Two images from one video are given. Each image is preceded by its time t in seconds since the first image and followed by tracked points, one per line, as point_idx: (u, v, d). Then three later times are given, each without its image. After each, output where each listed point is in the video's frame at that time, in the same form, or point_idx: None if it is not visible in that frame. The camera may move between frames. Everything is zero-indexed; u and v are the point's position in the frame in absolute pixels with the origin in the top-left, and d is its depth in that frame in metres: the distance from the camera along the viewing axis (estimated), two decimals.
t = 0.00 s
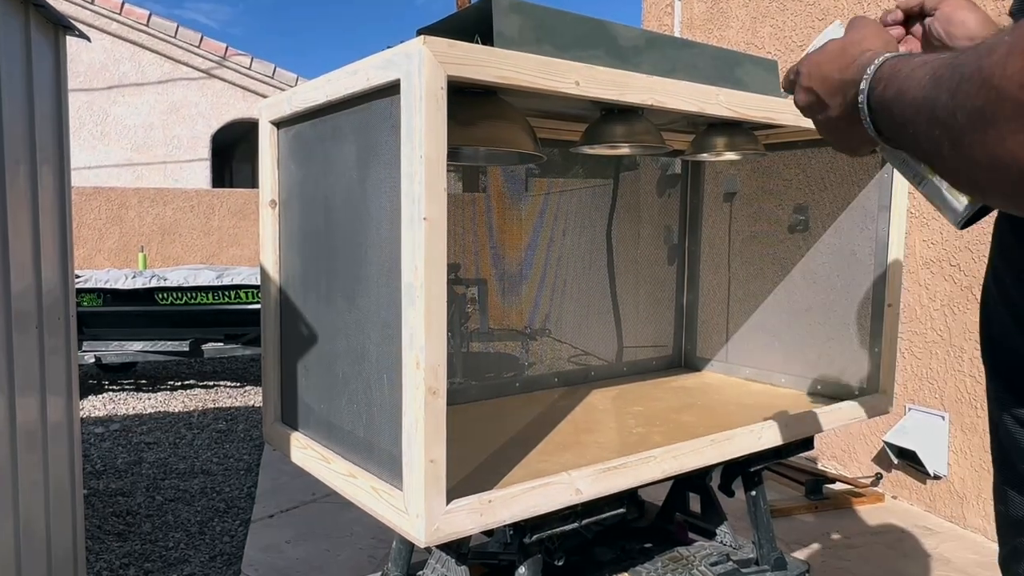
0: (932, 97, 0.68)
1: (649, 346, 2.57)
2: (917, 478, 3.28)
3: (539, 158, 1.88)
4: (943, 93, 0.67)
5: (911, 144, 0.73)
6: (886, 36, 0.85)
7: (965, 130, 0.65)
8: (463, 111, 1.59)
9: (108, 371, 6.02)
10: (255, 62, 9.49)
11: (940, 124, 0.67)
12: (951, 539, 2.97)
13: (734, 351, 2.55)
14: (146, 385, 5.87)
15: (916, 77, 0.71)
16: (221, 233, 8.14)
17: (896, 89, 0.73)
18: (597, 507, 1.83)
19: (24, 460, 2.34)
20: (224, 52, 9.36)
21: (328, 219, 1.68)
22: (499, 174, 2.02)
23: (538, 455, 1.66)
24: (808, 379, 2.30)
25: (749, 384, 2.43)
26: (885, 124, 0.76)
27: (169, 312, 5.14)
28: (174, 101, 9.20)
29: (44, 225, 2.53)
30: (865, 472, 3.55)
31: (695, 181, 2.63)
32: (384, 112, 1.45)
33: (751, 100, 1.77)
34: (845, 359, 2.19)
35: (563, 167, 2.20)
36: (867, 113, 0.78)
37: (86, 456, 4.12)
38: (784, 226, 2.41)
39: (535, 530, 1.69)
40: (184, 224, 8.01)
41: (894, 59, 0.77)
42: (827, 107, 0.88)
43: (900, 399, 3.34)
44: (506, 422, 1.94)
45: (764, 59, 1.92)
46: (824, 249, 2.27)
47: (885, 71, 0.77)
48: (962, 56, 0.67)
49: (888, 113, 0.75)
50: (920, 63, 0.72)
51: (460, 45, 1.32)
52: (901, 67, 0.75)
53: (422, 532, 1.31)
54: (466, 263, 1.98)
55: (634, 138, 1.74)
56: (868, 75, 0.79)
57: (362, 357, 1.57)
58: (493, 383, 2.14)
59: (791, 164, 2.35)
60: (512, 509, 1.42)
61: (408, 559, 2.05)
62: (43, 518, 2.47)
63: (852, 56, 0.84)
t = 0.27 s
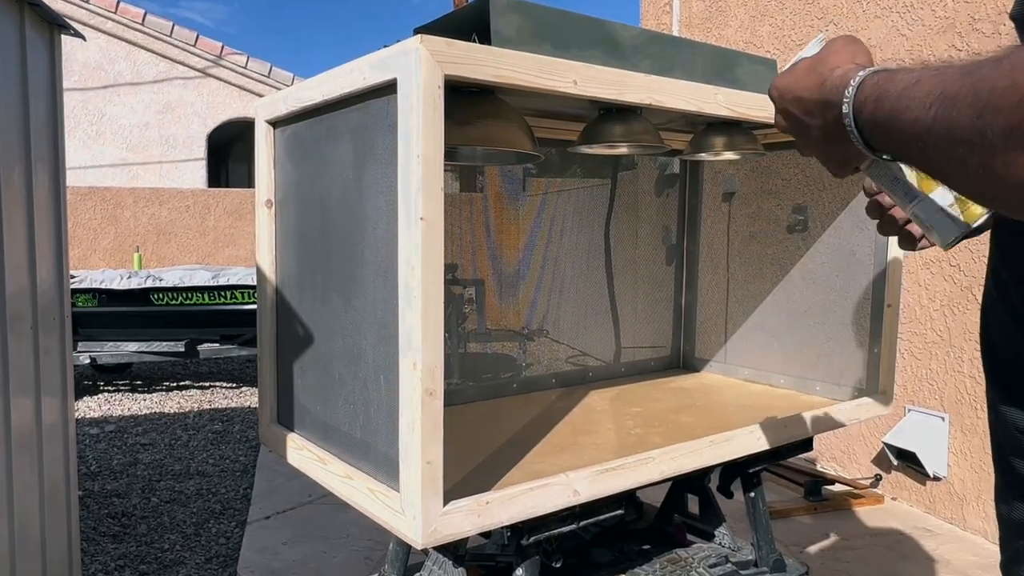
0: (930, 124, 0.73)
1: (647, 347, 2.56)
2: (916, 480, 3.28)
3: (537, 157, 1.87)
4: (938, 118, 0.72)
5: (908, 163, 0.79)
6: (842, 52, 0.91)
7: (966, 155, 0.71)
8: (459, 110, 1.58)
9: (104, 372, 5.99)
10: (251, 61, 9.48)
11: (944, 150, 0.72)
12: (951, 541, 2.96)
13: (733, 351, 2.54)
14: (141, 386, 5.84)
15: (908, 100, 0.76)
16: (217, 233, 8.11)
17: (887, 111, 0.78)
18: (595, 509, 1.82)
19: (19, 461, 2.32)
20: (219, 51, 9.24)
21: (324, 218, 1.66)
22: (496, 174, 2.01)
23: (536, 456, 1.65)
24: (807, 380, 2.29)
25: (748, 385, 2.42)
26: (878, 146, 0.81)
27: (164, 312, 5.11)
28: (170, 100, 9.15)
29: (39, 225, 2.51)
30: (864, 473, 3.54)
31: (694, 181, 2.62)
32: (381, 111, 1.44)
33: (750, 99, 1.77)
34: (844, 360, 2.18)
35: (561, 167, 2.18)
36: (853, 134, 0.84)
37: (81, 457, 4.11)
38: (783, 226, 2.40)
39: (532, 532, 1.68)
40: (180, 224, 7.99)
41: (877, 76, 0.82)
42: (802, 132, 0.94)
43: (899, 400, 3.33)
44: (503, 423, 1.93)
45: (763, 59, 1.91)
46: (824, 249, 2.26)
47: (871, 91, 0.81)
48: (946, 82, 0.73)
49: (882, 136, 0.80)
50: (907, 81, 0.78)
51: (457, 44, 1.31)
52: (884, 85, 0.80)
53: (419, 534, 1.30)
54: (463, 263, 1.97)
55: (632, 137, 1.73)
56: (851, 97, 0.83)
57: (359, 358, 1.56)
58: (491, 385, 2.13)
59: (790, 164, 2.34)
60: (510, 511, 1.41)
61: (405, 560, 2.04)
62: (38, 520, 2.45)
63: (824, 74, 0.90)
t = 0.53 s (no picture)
0: (906, 124, 0.80)
1: (645, 347, 2.55)
2: (917, 481, 3.27)
3: (534, 157, 1.85)
4: (915, 117, 0.79)
5: (869, 164, 0.83)
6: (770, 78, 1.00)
7: (946, 149, 0.76)
8: (456, 108, 1.56)
9: (98, 372, 5.97)
10: (247, 60, 9.50)
11: (934, 147, 0.77)
12: (951, 543, 2.95)
13: (731, 352, 2.52)
14: (136, 387, 5.81)
15: (888, 105, 0.82)
16: (212, 233, 8.08)
17: (861, 115, 0.85)
18: (592, 511, 1.81)
19: (12, 463, 2.31)
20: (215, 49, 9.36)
21: (320, 218, 1.65)
22: (493, 173, 1.99)
23: (533, 458, 1.63)
24: (806, 381, 2.27)
25: (746, 386, 2.40)
26: (842, 146, 0.85)
27: (159, 312, 5.08)
28: (165, 99, 9.26)
29: (33, 224, 2.50)
30: (863, 475, 3.53)
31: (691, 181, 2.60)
32: (377, 110, 1.43)
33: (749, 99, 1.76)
34: (843, 360, 2.17)
35: (559, 167, 2.17)
36: (813, 137, 0.88)
37: (75, 459, 4.08)
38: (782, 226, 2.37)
39: (529, 534, 1.67)
40: (175, 224, 7.96)
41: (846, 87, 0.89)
42: (732, 140, 0.99)
43: (899, 401, 3.32)
44: (500, 424, 1.91)
45: (761, 58, 1.91)
46: (822, 249, 2.25)
47: (838, 99, 0.88)
48: (921, 93, 0.81)
49: (850, 137, 0.85)
50: (875, 96, 0.85)
51: (454, 42, 1.30)
52: (852, 97, 0.87)
53: (415, 535, 1.29)
54: (460, 263, 1.96)
55: (630, 137, 1.71)
56: (819, 100, 0.89)
57: (355, 358, 1.54)
58: (487, 386, 2.12)
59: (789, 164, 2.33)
60: (507, 513, 1.40)
61: (402, 562, 2.02)
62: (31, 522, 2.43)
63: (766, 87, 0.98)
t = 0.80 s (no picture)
0: (836, 116, 0.87)
1: (643, 348, 2.54)
2: (916, 483, 3.26)
3: (531, 156, 1.84)
4: (846, 111, 0.86)
5: (799, 151, 0.91)
6: (710, 66, 1.10)
7: (870, 143, 0.83)
8: (454, 107, 1.55)
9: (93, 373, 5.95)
10: (242, 59, 9.66)
11: (868, 137, 0.83)
12: (950, 545, 2.95)
13: (730, 353, 2.51)
14: (131, 388, 5.79)
15: (828, 97, 0.89)
16: (208, 233, 8.05)
17: (801, 104, 0.92)
18: (590, 512, 1.80)
19: (5, 465, 2.29)
20: (211, 48, 9.42)
21: (316, 217, 1.64)
22: (491, 173, 1.98)
23: (530, 460, 1.62)
24: (805, 381, 2.26)
25: (745, 387, 2.40)
26: (779, 132, 0.93)
27: (155, 312, 5.06)
28: (161, 99, 9.32)
29: (27, 224, 2.48)
30: (862, 476, 3.53)
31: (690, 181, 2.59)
32: (373, 109, 1.42)
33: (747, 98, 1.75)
34: (842, 361, 2.16)
35: (556, 166, 2.15)
36: (751, 119, 0.97)
37: (70, 460, 4.06)
38: (781, 226, 2.37)
39: (526, 536, 1.66)
40: (170, 224, 7.94)
41: (786, 78, 0.97)
42: (672, 117, 1.10)
43: (899, 402, 3.32)
44: (497, 425, 1.90)
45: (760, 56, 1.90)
46: (821, 249, 2.24)
47: (780, 87, 0.96)
48: (859, 89, 0.88)
49: (787, 124, 0.92)
50: (816, 88, 0.93)
51: (451, 41, 1.29)
52: (795, 87, 0.95)
53: (412, 537, 1.28)
54: (457, 263, 1.95)
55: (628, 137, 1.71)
56: (764, 87, 0.97)
57: (351, 359, 1.53)
58: (485, 387, 2.11)
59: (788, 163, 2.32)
60: (504, 514, 1.39)
61: (398, 564, 2.00)
62: (26, 524, 2.41)
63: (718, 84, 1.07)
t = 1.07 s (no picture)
0: (774, 147, 0.85)
1: (641, 349, 2.53)
2: (916, 485, 3.25)
3: (529, 156, 1.83)
4: (784, 140, 0.84)
5: (743, 181, 0.88)
6: (665, 102, 1.10)
7: (807, 168, 0.80)
8: (450, 106, 1.54)
9: (88, 374, 5.93)
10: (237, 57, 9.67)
11: (805, 163, 0.80)
12: (950, 547, 2.94)
13: (728, 353, 2.50)
14: (127, 389, 5.77)
15: (769, 127, 0.87)
16: (204, 233, 8.03)
17: (745, 135, 0.89)
18: (588, 514, 1.79)
19: None
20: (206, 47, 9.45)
21: (312, 217, 1.63)
22: (488, 173, 1.97)
23: (528, 461, 1.61)
24: (804, 382, 2.26)
25: (743, 387, 2.39)
26: (722, 162, 0.90)
27: (150, 312, 5.04)
28: (154, 97, 9.35)
29: (22, 224, 2.47)
30: (861, 477, 3.53)
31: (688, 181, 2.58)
32: (370, 109, 1.40)
33: (746, 96, 1.74)
34: (841, 361, 2.15)
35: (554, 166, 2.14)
36: (698, 151, 0.94)
37: (65, 461, 4.05)
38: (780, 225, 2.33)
39: (523, 538, 1.65)
40: (165, 224, 7.91)
41: (732, 111, 0.95)
42: (625, 146, 1.08)
43: (899, 403, 3.30)
44: (495, 426, 1.89)
45: (757, 55, 1.89)
46: (820, 249, 2.23)
47: (727, 119, 0.94)
48: (799, 119, 0.86)
49: (730, 155, 0.89)
50: (761, 119, 0.90)
51: (448, 40, 1.28)
52: (740, 119, 0.93)
53: (409, 539, 1.27)
54: (454, 263, 1.93)
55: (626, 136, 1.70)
56: (710, 120, 0.94)
57: (348, 360, 1.52)
58: (481, 387, 2.10)
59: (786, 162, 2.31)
60: (502, 516, 1.38)
61: (396, 565, 1.99)
62: (20, 526, 2.40)
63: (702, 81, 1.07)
